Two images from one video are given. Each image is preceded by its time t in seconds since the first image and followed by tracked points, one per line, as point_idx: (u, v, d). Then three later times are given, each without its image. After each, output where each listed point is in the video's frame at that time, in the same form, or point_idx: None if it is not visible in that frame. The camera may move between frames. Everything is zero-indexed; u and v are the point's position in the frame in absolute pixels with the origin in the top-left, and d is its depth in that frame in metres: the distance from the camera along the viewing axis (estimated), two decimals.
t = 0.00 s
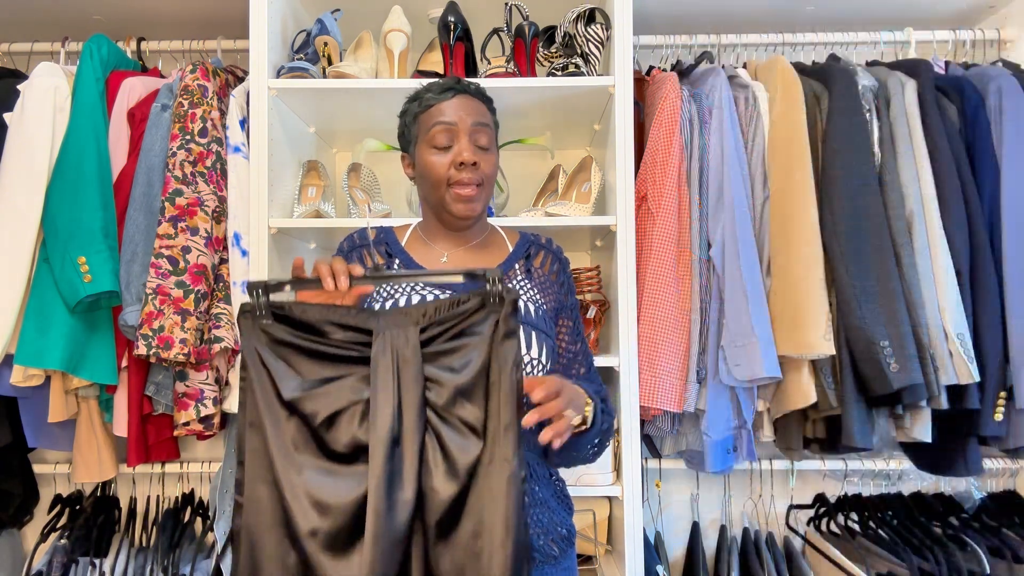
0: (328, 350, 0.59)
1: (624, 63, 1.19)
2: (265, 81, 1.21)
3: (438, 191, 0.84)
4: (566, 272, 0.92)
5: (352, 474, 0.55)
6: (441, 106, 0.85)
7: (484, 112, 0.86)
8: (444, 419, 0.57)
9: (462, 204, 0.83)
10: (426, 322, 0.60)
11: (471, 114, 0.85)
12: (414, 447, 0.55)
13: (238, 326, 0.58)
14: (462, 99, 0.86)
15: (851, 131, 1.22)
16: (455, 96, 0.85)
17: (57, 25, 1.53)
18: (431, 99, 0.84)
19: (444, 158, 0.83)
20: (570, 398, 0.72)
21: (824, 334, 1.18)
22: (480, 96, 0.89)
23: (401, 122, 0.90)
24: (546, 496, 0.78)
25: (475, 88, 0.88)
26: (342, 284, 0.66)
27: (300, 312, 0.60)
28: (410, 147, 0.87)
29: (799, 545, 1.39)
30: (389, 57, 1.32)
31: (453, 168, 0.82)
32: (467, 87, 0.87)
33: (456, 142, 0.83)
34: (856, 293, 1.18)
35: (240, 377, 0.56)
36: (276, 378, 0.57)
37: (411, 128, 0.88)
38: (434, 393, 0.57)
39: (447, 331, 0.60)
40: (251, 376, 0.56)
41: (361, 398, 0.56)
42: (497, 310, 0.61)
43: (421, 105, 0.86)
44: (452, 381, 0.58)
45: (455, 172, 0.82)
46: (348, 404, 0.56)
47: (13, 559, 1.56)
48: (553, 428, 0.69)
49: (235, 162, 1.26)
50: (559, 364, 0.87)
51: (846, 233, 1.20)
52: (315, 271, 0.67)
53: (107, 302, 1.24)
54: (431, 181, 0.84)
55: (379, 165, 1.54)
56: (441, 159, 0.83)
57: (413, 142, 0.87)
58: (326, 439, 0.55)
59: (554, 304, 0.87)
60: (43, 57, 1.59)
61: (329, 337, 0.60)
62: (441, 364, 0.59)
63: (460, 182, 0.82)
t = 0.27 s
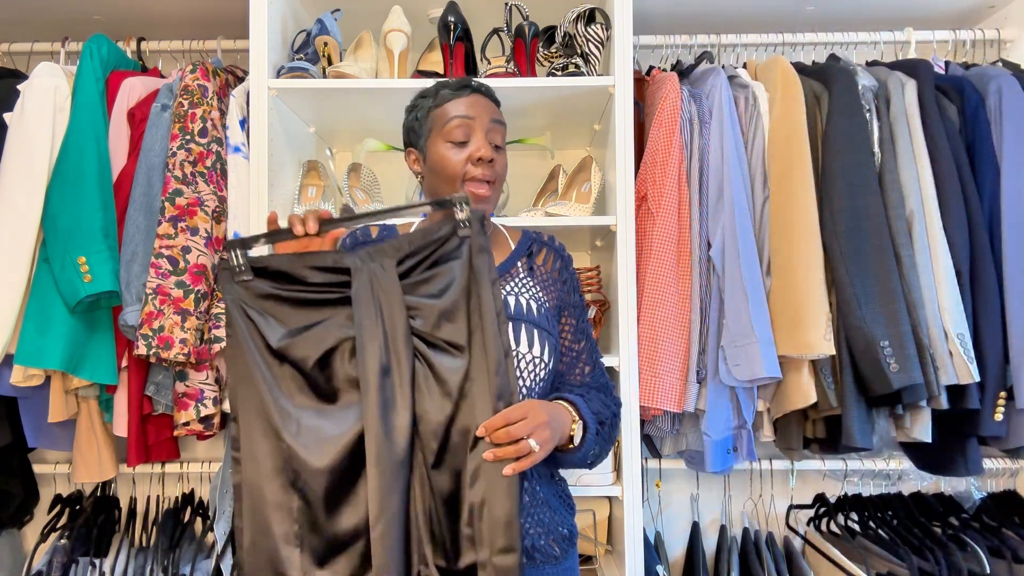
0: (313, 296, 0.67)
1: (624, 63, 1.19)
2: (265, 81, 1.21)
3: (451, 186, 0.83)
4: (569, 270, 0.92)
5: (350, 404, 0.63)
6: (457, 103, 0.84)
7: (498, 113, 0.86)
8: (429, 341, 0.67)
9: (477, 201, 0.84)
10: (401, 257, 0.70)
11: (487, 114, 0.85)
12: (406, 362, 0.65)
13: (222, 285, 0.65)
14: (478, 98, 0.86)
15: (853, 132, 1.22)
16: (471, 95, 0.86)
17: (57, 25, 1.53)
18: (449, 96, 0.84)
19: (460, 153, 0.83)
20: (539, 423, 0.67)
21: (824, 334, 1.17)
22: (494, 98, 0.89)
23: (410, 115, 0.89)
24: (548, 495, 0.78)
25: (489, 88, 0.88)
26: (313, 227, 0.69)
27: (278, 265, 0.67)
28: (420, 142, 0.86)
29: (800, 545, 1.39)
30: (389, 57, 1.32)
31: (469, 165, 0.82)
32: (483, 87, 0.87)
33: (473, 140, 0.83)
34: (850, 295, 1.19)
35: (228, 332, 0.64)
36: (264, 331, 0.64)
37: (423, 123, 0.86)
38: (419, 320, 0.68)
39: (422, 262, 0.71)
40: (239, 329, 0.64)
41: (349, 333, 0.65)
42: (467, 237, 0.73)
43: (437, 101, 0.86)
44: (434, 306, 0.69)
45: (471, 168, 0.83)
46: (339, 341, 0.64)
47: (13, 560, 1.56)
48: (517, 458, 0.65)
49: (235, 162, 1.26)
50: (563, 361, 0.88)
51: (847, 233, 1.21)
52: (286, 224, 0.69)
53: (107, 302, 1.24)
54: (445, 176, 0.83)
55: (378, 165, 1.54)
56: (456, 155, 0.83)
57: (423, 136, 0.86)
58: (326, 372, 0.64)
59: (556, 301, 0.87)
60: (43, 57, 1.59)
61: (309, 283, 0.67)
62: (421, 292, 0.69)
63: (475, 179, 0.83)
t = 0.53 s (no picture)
0: (277, 267, 0.68)
1: (624, 63, 1.19)
2: (265, 81, 1.21)
3: (463, 187, 0.83)
4: (574, 271, 0.94)
5: (316, 374, 0.65)
6: (474, 104, 0.84)
7: (512, 118, 0.87)
8: (388, 303, 0.68)
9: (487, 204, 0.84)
10: (353, 218, 0.69)
11: (503, 117, 0.85)
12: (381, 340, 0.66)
13: (196, 267, 0.68)
14: (495, 100, 0.86)
15: (853, 132, 1.22)
16: (489, 97, 0.85)
17: (57, 25, 1.53)
18: (468, 97, 0.83)
19: (476, 156, 0.83)
20: (567, 430, 0.73)
21: (824, 335, 1.17)
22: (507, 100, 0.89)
23: (422, 110, 0.87)
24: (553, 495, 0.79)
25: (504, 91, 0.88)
26: (272, 201, 0.72)
27: (243, 240, 0.69)
28: (433, 140, 0.85)
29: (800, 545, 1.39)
30: (389, 57, 1.32)
31: (483, 169, 0.82)
32: (499, 89, 0.87)
33: (489, 143, 0.83)
34: (852, 294, 1.19)
35: (204, 311, 0.67)
36: (233, 306, 0.67)
37: (438, 121, 0.85)
38: (376, 281, 0.68)
39: (373, 221, 0.70)
40: (213, 308, 0.67)
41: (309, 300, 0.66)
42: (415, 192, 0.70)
43: (454, 100, 0.84)
44: (389, 265, 0.69)
45: (484, 172, 0.83)
46: (302, 309, 0.66)
47: (13, 560, 1.56)
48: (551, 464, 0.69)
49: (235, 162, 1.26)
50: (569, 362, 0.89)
51: (846, 233, 1.21)
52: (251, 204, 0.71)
53: (107, 302, 1.24)
54: (457, 177, 0.83)
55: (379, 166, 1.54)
56: (471, 157, 0.83)
57: (436, 134, 0.86)
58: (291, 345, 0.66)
59: (562, 302, 0.89)
60: (43, 57, 1.59)
61: (271, 254, 0.68)
62: (375, 252, 0.69)
63: (487, 183, 0.83)
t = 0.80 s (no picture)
0: (265, 270, 0.69)
1: (624, 63, 1.19)
2: (265, 81, 1.21)
3: (473, 194, 0.82)
4: (580, 274, 0.95)
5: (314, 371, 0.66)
6: (491, 110, 0.82)
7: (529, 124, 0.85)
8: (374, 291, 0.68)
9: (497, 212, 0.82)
10: (337, 211, 0.70)
11: (519, 124, 0.83)
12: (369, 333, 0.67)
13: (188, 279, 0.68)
14: (511, 106, 0.84)
15: (852, 132, 1.22)
16: (506, 102, 0.83)
17: (57, 25, 1.53)
18: (485, 102, 0.82)
19: (488, 164, 0.81)
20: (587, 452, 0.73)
21: (823, 334, 1.17)
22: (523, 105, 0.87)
23: (437, 111, 0.86)
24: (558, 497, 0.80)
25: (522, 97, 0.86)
26: (255, 205, 0.72)
27: (231, 248, 0.69)
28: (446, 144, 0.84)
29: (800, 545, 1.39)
30: (389, 57, 1.32)
31: (495, 178, 0.81)
32: (516, 95, 0.85)
33: (502, 151, 0.81)
34: (851, 293, 1.19)
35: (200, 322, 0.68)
36: (227, 312, 0.68)
37: (453, 124, 0.83)
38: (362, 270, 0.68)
39: (356, 210, 0.70)
40: (208, 318, 0.68)
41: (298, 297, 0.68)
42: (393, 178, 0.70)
43: (470, 103, 0.83)
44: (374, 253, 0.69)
45: (496, 180, 0.81)
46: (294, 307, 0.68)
47: (13, 559, 1.56)
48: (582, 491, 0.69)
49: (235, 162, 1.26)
50: (576, 365, 0.91)
51: (846, 233, 1.21)
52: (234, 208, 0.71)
53: (107, 302, 1.24)
54: (468, 183, 0.82)
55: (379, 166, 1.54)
56: (484, 163, 0.81)
57: (449, 137, 0.84)
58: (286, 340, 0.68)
59: (569, 305, 0.90)
60: (43, 57, 1.59)
61: (259, 256, 0.69)
62: (360, 242, 0.70)
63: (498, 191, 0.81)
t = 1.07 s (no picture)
0: (265, 280, 0.72)
1: (624, 62, 1.19)
2: (265, 80, 1.20)
3: (484, 203, 0.82)
4: (589, 276, 0.95)
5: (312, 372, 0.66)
6: (511, 119, 0.82)
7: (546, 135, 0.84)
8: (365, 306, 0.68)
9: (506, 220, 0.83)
10: (330, 227, 0.72)
11: (537, 133, 0.83)
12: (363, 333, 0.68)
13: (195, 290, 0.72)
14: (531, 116, 0.83)
15: (852, 132, 1.23)
16: (526, 112, 0.83)
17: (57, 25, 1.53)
18: (505, 112, 0.81)
19: (501, 175, 0.81)
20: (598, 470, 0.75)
21: (823, 334, 1.18)
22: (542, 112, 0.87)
23: (455, 113, 0.85)
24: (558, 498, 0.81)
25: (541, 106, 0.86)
26: (255, 217, 0.76)
27: (235, 259, 0.73)
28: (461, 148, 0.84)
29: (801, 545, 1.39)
30: (389, 58, 1.32)
31: (508, 190, 0.81)
32: (536, 103, 0.85)
33: (518, 163, 0.81)
34: (852, 293, 1.19)
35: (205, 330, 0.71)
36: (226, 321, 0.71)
37: (470, 128, 0.83)
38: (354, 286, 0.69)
39: (350, 226, 0.72)
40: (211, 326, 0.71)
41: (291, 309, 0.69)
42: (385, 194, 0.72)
43: (490, 111, 0.82)
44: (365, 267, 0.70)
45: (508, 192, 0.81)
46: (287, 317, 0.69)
47: (13, 559, 1.56)
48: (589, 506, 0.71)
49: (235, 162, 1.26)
50: (585, 367, 0.92)
51: (846, 233, 1.21)
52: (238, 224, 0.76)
53: (107, 302, 1.24)
54: (480, 192, 0.82)
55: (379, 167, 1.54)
56: (498, 174, 0.81)
57: (465, 142, 0.84)
58: (279, 346, 0.69)
59: (577, 308, 0.90)
60: (42, 57, 1.59)
61: (259, 268, 0.73)
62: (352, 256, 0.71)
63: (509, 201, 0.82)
